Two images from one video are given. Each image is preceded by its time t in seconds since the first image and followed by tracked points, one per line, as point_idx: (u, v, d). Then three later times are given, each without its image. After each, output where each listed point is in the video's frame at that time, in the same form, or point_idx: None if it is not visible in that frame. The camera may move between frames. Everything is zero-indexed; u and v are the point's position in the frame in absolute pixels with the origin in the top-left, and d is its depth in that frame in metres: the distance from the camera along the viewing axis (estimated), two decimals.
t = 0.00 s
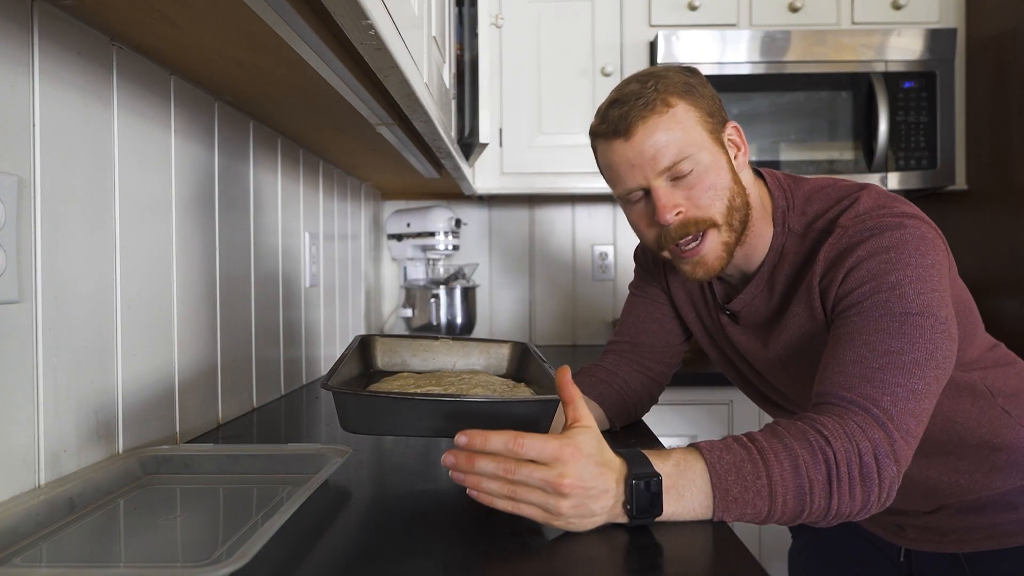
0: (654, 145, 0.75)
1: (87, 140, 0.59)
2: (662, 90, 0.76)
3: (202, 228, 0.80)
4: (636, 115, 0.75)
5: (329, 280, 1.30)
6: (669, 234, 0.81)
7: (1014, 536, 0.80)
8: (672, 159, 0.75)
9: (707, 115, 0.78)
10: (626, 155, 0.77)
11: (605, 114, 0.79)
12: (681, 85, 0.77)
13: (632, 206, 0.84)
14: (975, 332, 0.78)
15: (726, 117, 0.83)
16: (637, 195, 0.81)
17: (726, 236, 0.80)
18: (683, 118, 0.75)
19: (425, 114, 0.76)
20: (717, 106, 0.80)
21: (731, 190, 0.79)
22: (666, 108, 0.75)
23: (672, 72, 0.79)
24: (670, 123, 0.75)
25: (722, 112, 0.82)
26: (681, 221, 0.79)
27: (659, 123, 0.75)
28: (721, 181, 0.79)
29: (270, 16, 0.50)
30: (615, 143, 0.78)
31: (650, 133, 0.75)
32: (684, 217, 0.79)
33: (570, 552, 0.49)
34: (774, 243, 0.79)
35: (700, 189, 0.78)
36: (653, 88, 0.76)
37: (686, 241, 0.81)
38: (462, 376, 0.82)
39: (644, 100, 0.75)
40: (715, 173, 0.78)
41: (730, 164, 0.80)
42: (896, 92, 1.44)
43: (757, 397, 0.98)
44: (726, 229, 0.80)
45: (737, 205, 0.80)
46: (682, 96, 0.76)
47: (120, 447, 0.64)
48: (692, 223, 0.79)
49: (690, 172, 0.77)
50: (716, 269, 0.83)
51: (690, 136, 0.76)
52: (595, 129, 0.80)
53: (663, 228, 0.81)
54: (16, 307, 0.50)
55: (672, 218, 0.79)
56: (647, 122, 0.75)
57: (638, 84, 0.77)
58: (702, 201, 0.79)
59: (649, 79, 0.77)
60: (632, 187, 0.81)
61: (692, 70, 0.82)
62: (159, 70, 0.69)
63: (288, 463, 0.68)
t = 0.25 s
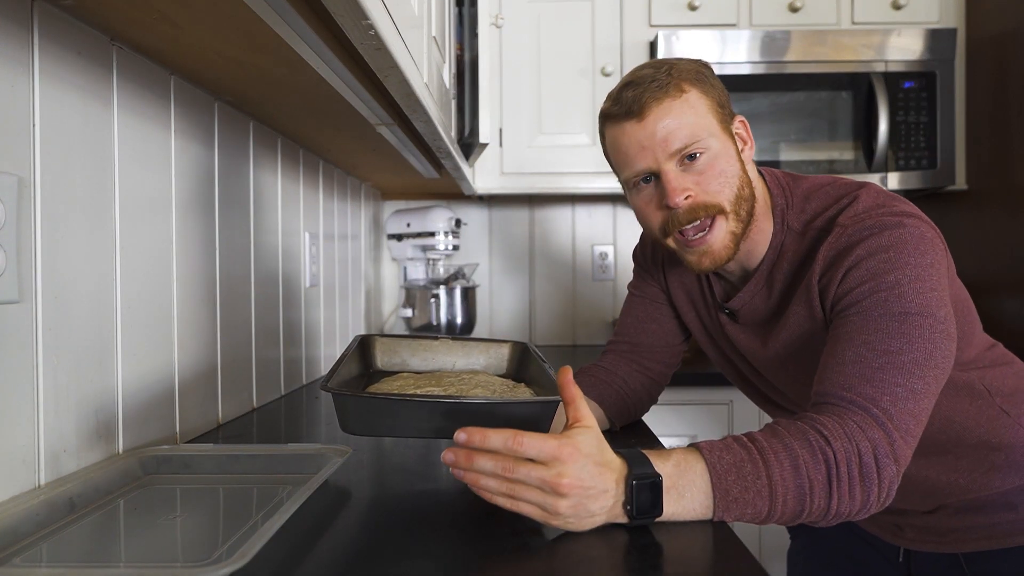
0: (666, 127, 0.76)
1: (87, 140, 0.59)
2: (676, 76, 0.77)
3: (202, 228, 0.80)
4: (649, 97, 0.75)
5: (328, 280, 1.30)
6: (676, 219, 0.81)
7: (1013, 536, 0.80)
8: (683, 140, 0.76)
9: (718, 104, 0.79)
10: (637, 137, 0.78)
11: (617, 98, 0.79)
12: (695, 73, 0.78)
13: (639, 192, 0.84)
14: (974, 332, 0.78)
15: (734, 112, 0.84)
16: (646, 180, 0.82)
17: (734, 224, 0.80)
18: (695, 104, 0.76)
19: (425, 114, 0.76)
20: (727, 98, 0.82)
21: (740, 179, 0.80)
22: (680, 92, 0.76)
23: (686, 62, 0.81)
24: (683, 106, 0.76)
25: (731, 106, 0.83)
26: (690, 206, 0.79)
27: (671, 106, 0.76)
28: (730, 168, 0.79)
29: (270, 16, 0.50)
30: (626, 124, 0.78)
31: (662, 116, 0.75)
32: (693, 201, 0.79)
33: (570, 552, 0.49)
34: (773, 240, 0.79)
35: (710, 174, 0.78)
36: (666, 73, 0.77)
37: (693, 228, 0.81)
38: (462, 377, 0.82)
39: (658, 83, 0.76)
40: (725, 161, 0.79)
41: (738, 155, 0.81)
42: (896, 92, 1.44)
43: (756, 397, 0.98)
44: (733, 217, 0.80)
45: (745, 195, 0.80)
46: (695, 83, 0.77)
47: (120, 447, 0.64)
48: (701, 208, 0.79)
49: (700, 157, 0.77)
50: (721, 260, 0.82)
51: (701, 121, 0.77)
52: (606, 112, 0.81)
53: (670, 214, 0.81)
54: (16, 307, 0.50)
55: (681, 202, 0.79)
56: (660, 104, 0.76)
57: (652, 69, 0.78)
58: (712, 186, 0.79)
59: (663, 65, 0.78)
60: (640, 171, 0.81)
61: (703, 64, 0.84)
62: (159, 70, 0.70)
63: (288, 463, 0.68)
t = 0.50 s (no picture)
0: (663, 124, 0.76)
1: (87, 140, 0.59)
2: (673, 73, 0.76)
3: (202, 228, 0.80)
4: (646, 94, 0.75)
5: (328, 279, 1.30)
6: (672, 214, 0.81)
7: (1013, 536, 0.80)
8: (679, 138, 0.76)
9: (715, 102, 0.79)
10: (634, 134, 0.78)
11: (614, 95, 0.79)
12: (693, 71, 0.78)
13: (636, 188, 0.85)
14: (973, 331, 0.78)
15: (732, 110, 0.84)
16: (643, 175, 0.82)
17: (728, 221, 0.80)
18: (692, 101, 0.76)
19: (425, 114, 0.76)
20: (726, 96, 0.82)
21: (736, 177, 0.80)
22: (678, 90, 0.76)
23: (683, 59, 0.80)
24: (680, 103, 0.76)
25: (729, 104, 0.83)
26: (685, 202, 0.79)
27: (667, 103, 0.76)
28: (727, 166, 0.79)
29: (270, 16, 0.50)
30: (622, 120, 0.78)
31: (660, 112, 0.75)
32: (689, 198, 0.79)
33: (570, 553, 0.49)
34: (773, 238, 0.79)
35: (706, 172, 0.79)
36: (665, 71, 0.77)
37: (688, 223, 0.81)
38: (462, 377, 0.82)
39: (656, 81, 0.75)
40: (721, 158, 0.79)
41: (736, 153, 0.82)
42: (896, 92, 1.44)
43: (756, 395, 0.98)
44: (728, 215, 0.80)
45: (741, 193, 0.81)
46: (693, 81, 0.77)
47: (120, 447, 0.64)
48: (697, 204, 0.79)
49: (697, 154, 0.78)
50: (715, 257, 0.82)
51: (699, 118, 0.77)
52: (603, 108, 0.81)
53: (666, 209, 0.82)
54: (16, 307, 0.51)
55: (677, 198, 0.79)
56: (658, 102, 0.75)
57: (650, 68, 0.78)
58: (708, 183, 0.79)
59: (661, 63, 0.78)
60: (637, 167, 0.81)
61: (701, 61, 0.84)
62: (159, 70, 0.70)
63: (288, 463, 0.68)
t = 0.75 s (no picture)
0: (665, 109, 0.76)
1: (87, 140, 0.59)
2: (678, 62, 0.78)
3: (202, 228, 0.80)
4: (650, 80, 0.77)
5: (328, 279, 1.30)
6: (671, 200, 0.81)
7: (1011, 535, 0.81)
8: (681, 122, 0.77)
9: (718, 93, 0.80)
10: (636, 120, 0.79)
11: (619, 84, 0.80)
12: (698, 62, 0.79)
13: (638, 175, 0.85)
14: (971, 331, 0.78)
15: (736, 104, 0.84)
16: (645, 162, 0.83)
17: (727, 208, 0.80)
18: (695, 89, 0.77)
19: (425, 114, 0.76)
20: (730, 89, 0.82)
21: (737, 167, 0.80)
22: (680, 78, 0.77)
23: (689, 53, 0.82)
24: (682, 90, 0.77)
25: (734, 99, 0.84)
26: (685, 187, 0.79)
27: (671, 90, 0.77)
28: (728, 155, 0.79)
29: (270, 16, 0.50)
30: (626, 107, 0.79)
31: (661, 98, 0.76)
32: (688, 183, 0.79)
33: (570, 553, 0.49)
34: (772, 234, 0.79)
35: (706, 159, 0.79)
36: (668, 60, 0.78)
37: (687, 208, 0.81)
38: (462, 377, 0.82)
39: (659, 69, 0.77)
40: (723, 147, 0.79)
41: (738, 145, 0.82)
42: (896, 92, 1.44)
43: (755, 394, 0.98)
44: (728, 202, 0.80)
45: (741, 182, 0.80)
46: (697, 71, 0.78)
47: (120, 447, 0.64)
48: (697, 190, 0.79)
49: (698, 141, 0.78)
50: (713, 243, 0.81)
51: (701, 106, 0.77)
52: (608, 97, 0.82)
53: (666, 195, 0.82)
54: (16, 307, 0.51)
55: (676, 182, 0.79)
56: (660, 88, 0.77)
57: (654, 57, 0.79)
58: (708, 171, 0.79)
59: (666, 53, 0.79)
60: (639, 153, 0.82)
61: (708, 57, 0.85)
62: (159, 70, 0.70)
63: (288, 463, 0.68)
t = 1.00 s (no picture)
0: (668, 110, 0.76)
1: (87, 140, 0.59)
2: (681, 63, 0.77)
3: (203, 228, 0.80)
4: (653, 81, 0.76)
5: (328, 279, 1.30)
6: (674, 202, 0.81)
7: (1010, 535, 0.81)
8: (684, 124, 0.76)
9: (721, 94, 0.80)
10: (638, 120, 0.78)
11: (621, 83, 0.80)
12: (701, 62, 0.79)
13: (640, 176, 0.85)
14: (970, 331, 0.78)
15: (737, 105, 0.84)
16: (647, 163, 0.82)
17: (729, 212, 0.80)
18: (699, 91, 0.77)
19: (425, 114, 0.76)
20: (731, 90, 0.82)
21: (738, 169, 0.80)
22: (684, 78, 0.76)
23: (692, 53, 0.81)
24: (686, 91, 0.76)
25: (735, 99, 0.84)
26: (687, 189, 0.79)
27: (674, 91, 0.76)
28: (730, 157, 0.79)
29: (271, 16, 0.50)
30: (628, 107, 0.79)
31: (665, 99, 0.76)
32: (691, 185, 0.79)
33: (570, 553, 0.49)
34: (772, 235, 0.79)
35: (709, 161, 0.79)
36: (672, 60, 0.78)
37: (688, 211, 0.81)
38: (461, 377, 0.82)
39: (663, 69, 0.76)
40: (725, 149, 0.79)
41: (739, 146, 0.82)
42: (895, 92, 1.44)
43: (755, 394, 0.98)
44: (729, 206, 0.80)
45: (742, 184, 0.80)
46: (700, 71, 0.78)
47: (120, 447, 0.64)
48: (699, 193, 0.79)
49: (701, 143, 0.78)
50: (714, 246, 0.82)
51: (704, 108, 0.77)
52: (610, 96, 0.81)
53: (668, 197, 0.82)
54: (16, 307, 0.51)
55: (679, 185, 0.79)
56: (664, 89, 0.76)
57: (657, 57, 0.79)
58: (710, 173, 0.79)
59: (668, 53, 0.79)
60: (641, 153, 0.81)
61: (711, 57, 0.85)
62: (159, 70, 0.70)
63: (288, 463, 0.68)
